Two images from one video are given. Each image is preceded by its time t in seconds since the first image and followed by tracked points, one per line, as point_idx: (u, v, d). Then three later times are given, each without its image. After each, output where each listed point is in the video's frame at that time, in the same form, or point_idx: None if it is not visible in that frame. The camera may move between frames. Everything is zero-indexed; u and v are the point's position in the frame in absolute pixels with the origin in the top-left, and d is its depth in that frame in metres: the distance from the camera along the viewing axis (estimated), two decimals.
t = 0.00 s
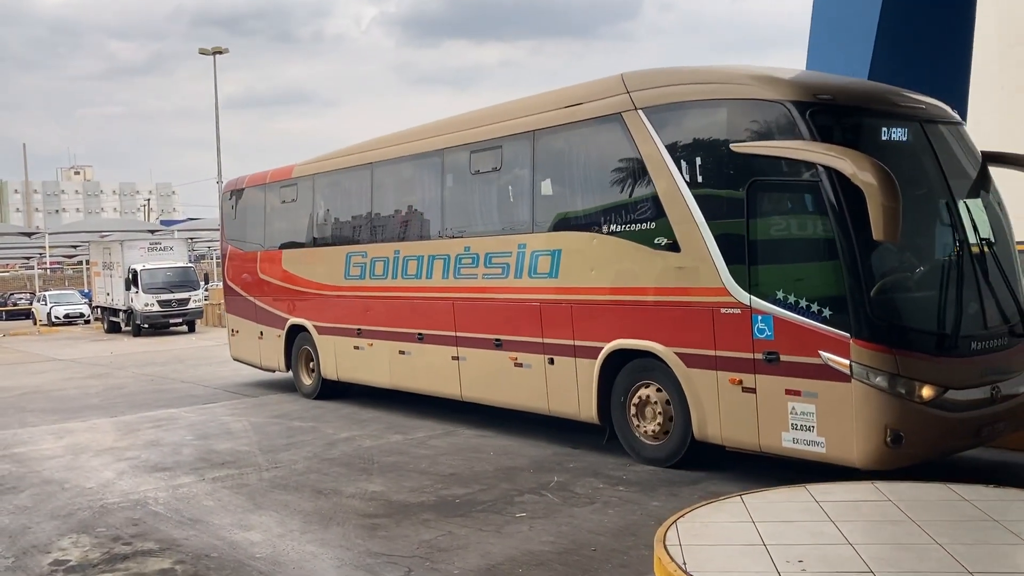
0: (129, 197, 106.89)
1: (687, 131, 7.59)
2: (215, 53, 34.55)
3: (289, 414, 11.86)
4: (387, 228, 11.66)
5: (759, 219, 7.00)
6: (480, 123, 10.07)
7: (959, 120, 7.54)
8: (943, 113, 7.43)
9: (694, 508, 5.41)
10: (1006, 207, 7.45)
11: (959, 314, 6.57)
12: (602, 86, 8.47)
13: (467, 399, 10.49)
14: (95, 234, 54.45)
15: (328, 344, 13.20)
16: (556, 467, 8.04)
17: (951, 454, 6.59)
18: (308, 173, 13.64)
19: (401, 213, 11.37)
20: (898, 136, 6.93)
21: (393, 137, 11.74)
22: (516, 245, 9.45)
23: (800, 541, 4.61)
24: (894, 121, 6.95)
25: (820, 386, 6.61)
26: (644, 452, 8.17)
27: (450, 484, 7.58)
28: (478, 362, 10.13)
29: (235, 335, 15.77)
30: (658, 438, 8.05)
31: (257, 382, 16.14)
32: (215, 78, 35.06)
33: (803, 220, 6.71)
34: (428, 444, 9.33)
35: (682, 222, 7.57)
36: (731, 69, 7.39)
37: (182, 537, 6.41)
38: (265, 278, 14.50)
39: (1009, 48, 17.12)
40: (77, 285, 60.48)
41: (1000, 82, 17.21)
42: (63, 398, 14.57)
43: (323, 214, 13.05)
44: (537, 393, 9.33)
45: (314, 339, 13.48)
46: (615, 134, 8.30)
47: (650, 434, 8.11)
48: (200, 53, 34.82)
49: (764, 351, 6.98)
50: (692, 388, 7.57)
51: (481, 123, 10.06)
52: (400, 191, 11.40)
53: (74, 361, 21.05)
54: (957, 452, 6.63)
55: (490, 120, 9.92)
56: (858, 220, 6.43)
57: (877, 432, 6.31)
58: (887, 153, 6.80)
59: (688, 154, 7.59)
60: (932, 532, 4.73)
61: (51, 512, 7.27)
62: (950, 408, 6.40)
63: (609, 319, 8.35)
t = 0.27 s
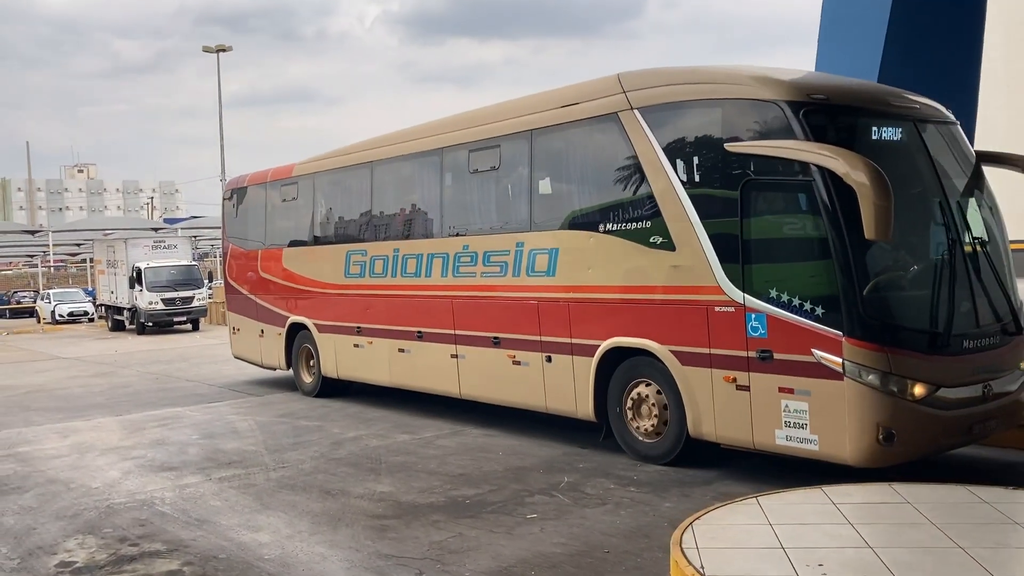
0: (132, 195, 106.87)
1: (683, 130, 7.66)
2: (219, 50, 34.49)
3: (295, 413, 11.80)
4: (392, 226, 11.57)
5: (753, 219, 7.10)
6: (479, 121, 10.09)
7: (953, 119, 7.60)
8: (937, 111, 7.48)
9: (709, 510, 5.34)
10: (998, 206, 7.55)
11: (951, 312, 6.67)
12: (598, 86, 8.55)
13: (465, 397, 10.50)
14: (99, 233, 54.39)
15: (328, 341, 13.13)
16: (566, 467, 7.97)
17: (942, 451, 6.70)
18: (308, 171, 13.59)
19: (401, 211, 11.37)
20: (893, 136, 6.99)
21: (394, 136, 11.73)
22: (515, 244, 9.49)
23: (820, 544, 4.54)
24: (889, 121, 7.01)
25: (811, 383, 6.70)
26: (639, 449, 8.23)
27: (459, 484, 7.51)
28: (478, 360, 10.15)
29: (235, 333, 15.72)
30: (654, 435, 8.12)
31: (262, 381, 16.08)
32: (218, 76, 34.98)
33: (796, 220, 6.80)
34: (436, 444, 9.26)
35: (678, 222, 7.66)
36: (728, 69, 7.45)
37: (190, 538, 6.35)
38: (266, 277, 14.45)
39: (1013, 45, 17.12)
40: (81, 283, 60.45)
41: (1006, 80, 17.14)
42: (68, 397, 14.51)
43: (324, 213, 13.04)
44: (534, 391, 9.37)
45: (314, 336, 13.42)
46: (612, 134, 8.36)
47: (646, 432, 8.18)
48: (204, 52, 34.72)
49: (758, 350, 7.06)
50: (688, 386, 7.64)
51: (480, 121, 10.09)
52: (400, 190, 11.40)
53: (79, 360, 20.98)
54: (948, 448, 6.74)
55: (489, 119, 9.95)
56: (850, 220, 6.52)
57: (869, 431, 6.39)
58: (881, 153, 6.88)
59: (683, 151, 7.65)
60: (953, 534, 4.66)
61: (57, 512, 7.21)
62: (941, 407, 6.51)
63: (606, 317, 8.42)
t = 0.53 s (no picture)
0: (136, 194, 106.90)
1: (681, 132, 7.69)
2: (222, 49, 34.43)
3: (302, 413, 11.74)
4: (396, 226, 11.47)
5: (748, 221, 7.14)
6: (478, 122, 10.11)
7: (946, 122, 7.62)
8: (931, 115, 7.51)
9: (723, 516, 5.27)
10: (992, 208, 7.58)
11: (944, 313, 6.71)
12: (596, 88, 8.59)
13: (464, 396, 10.50)
14: (103, 232, 54.38)
15: (328, 340, 13.09)
16: (576, 469, 7.90)
17: (935, 450, 6.74)
18: (309, 172, 13.56)
19: (401, 212, 11.36)
20: (886, 139, 7.02)
21: (395, 136, 11.69)
22: (513, 244, 9.52)
23: (840, 549, 4.46)
24: (883, 123, 7.05)
25: (805, 384, 6.74)
26: (635, 448, 8.25)
27: (470, 486, 7.44)
28: (476, 360, 10.16)
29: (235, 332, 15.68)
30: (651, 434, 8.15)
31: (267, 381, 16.01)
32: (222, 75, 34.93)
33: (789, 222, 6.84)
34: (445, 445, 9.19)
35: (674, 223, 7.70)
36: (724, 72, 7.48)
37: (199, 541, 6.28)
38: (266, 276, 14.42)
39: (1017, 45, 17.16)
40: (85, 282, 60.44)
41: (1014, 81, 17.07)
42: (74, 397, 14.46)
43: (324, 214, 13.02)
44: (533, 390, 9.39)
45: (315, 336, 13.37)
46: (610, 136, 8.40)
47: (643, 431, 8.21)
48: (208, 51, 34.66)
49: (752, 350, 7.10)
50: (685, 386, 7.68)
51: (478, 122, 10.10)
52: (400, 191, 11.39)
53: (84, 360, 20.93)
54: (940, 448, 6.78)
55: (487, 120, 9.98)
56: (843, 222, 6.54)
57: (862, 430, 6.43)
58: (875, 155, 6.91)
59: (685, 151, 7.64)
60: (976, 540, 4.58)
61: (65, 514, 7.15)
62: (934, 406, 6.54)
63: (603, 317, 8.45)
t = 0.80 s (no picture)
0: (139, 194, 106.99)
1: (676, 134, 7.70)
2: (226, 50, 34.42)
3: (308, 414, 11.69)
4: (397, 227, 11.43)
5: (740, 223, 7.15)
6: (476, 124, 10.12)
7: (938, 123, 7.59)
8: (922, 116, 7.48)
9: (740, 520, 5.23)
10: (983, 208, 7.54)
11: (934, 312, 6.68)
12: (591, 90, 8.61)
13: (463, 396, 10.51)
14: (107, 232, 54.40)
15: (328, 340, 13.07)
16: (587, 471, 7.84)
17: (925, 449, 6.73)
18: (309, 173, 13.55)
19: (400, 213, 11.35)
20: (878, 140, 7.00)
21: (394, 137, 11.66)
22: (511, 245, 9.53)
23: (861, 553, 4.42)
24: (873, 125, 7.03)
25: (796, 382, 6.75)
26: (631, 446, 8.26)
27: (480, 488, 7.39)
28: (474, 359, 10.18)
29: (235, 332, 15.67)
30: (645, 433, 8.16)
31: (272, 381, 15.97)
32: (226, 75, 34.92)
33: (779, 222, 6.85)
34: (453, 446, 9.14)
35: (667, 224, 7.72)
36: (717, 74, 7.49)
37: (208, 543, 6.23)
38: (267, 277, 14.40)
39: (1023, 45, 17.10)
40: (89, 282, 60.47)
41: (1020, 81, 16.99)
42: (79, 397, 14.43)
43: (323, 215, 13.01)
44: (529, 389, 9.40)
45: (315, 336, 13.35)
46: (605, 138, 8.41)
47: (637, 429, 8.22)
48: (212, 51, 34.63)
49: (744, 349, 7.12)
50: (678, 386, 7.69)
51: (476, 124, 10.12)
52: (399, 192, 11.38)
53: (88, 360, 20.91)
54: (930, 447, 6.76)
55: (485, 122, 9.99)
56: (833, 222, 6.52)
57: (851, 428, 6.42)
58: (867, 156, 6.88)
59: (683, 153, 7.62)
60: (998, 543, 4.53)
61: (73, 516, 7.11)
62: (923, 405, 6.53)
63: (597, 317, 8.46)
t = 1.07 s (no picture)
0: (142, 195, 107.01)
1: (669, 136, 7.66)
2: (229, 50, 34.36)
3: (313, 415, 11.62)
4: (394, 229, 11.37)
5: (730, 223, 7.12)
6: (472, 126, 10.08)
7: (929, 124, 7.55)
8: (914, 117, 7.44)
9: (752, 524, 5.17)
10: (974, 208, 7.51)
11: (923, 312, 6.65)
12: (584, 92, 8.57)
13: (458, 395, 10.48)
14: (110, 233, 54.40)
15: (327, 341, 13.02)
16: (594, 473, 7.75)
17: (914, 448, 6.71)
18: (309, 175, 13.48)
19: (398, 214, 11.30)
20: (869, 140, 6.96)
21: (395, 138, 11.58)
22: (505, 246, 9.51)
23: (878, 557, 4.36)
24: (864, 126, 7.00)
25: (786, 382, 6.73)
26: (624, 447, 8.27)
27: (487, 490, 7.31)
28: (469, 360, 10.16)
29: (235, 333, 15.61)
30: (638, 432, 8.16)
31: (276, 381, 15.90)
32: (229, 76, 34.85)
33: (768, 222, 6.84)
34: (459, 448, 9.06)
35: (660, 224, 7.69)
36: (708, 75, 7.45)
37: (213, 547, 6.17)
38: (266, 277, 14.34)
39: None
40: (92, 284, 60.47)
41: None
42: (82, 398, 14.36)
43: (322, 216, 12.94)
44: (523, 389, 9.38)
45: (313, 336, 13.31)
46: (598, 139, 8.38)
47: (630, 429, 8.21)
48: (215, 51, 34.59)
49: (735, 349, 7.10)
50: (670, 386, 7.68)
51: (472, 126, 10.07)
52: (396, 193, 11.32)
53: (92, 361, 20.86)
54: (919, 446, 6.74)
55: (481, 124, 9.95)
56: (822, 222, 6.51)
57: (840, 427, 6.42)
58: (857, 156, 6.85)
59: (677, 155, 7.58)
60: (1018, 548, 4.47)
61: (76, 518, 7.04)
62: (911, 404, 6.52)
63: (591, 318, 8.44)
